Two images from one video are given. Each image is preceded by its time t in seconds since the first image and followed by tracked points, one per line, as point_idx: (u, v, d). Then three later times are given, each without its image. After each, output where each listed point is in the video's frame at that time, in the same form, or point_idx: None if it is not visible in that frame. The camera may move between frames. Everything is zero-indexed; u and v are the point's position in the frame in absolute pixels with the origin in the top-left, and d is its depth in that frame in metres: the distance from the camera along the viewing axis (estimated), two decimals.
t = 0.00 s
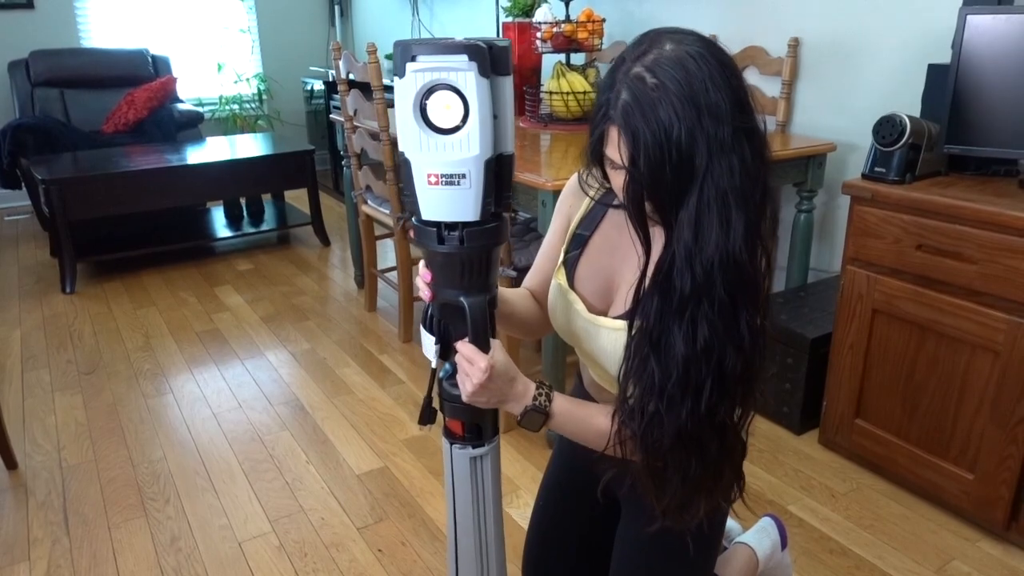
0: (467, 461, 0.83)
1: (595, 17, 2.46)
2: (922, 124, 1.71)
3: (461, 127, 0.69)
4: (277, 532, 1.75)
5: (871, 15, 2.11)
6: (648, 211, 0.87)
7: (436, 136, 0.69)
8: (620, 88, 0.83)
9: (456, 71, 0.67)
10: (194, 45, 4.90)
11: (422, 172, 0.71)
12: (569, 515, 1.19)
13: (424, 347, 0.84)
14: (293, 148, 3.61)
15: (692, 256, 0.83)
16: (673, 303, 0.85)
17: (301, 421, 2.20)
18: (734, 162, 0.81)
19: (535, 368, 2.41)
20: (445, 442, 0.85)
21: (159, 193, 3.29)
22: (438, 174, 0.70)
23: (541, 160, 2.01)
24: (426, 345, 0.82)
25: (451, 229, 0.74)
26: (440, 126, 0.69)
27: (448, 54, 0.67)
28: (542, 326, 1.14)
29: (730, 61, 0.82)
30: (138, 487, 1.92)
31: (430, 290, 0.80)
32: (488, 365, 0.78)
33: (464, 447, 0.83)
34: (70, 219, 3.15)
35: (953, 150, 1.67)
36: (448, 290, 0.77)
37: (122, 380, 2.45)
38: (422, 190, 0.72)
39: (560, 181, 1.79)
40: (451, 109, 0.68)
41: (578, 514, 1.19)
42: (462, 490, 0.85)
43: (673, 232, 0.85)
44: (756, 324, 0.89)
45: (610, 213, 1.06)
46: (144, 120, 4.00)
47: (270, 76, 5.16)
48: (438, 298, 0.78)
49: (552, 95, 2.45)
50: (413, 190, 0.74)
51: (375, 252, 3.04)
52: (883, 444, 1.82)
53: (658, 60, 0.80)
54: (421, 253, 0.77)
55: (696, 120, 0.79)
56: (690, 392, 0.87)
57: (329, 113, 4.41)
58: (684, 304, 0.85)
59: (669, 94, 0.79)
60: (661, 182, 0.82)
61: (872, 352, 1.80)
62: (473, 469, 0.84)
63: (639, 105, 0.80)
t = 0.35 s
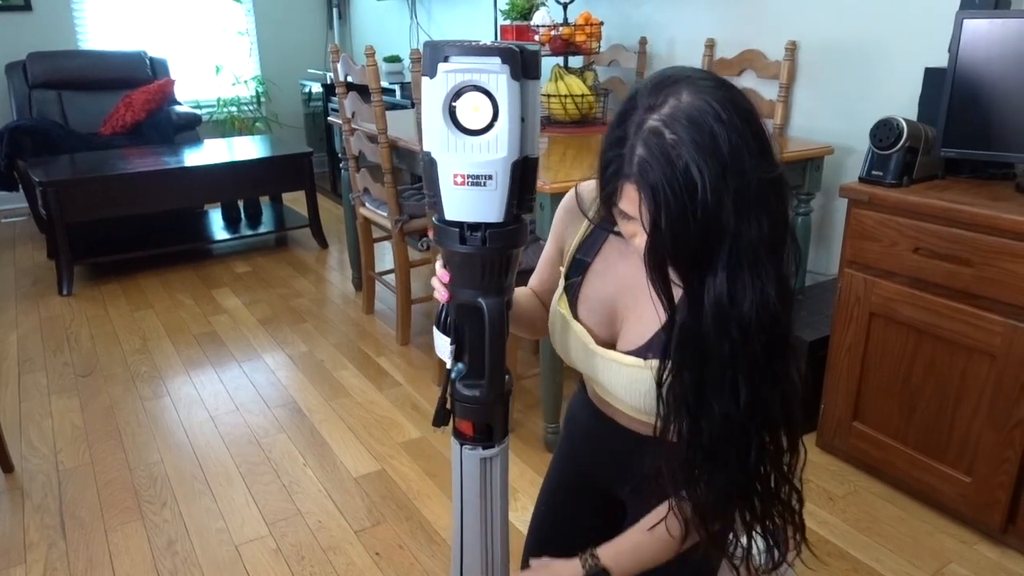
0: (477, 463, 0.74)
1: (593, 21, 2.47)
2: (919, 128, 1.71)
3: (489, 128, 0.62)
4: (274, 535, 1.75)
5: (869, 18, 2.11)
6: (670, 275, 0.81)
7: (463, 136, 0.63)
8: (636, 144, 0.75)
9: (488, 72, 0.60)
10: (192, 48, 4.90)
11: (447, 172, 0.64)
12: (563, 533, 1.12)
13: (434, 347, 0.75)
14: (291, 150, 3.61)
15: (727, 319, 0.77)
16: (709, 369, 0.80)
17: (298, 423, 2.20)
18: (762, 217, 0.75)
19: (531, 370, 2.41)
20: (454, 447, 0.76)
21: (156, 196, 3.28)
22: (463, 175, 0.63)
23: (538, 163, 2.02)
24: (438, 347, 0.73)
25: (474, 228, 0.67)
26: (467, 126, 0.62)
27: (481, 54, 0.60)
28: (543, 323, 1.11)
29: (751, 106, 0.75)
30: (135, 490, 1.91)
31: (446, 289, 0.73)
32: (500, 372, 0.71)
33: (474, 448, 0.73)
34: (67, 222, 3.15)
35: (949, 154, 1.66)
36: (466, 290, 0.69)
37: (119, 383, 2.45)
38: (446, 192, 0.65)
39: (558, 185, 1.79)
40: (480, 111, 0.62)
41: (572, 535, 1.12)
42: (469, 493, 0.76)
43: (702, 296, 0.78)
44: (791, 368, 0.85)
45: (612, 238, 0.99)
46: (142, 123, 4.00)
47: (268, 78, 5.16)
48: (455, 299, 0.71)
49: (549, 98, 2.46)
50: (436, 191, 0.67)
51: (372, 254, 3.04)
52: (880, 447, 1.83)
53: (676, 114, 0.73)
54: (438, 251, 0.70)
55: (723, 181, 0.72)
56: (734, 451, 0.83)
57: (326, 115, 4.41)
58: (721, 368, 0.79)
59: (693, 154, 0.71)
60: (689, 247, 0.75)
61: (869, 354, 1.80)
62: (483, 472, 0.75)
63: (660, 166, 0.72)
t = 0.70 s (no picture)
0: (473, 463, 0.74)
1: (592, 22, 2.47)
2: (917, 130, 1.71)
3: (484, 128, 0.62)
4: (272, 536, 1.74)
5: (867, 20, 2.11)
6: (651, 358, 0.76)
7: (458, 135, 0.63)
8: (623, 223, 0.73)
9: (482, 73, 0.60)
10: (191, 49, 4.90)
11: (442, 173, 0.64)
12: (568, 539, 1.09)
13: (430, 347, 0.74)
14: (290, 151, 3.61)
15: (705, 411, 0.73)
16: (683, 459, 0.75)
17: (296, 424, 2.20)
18: (751, 305, 0.71)
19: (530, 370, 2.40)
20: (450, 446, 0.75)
21: (155, 197, 3.28)
22: (458, 175, 0.63)
23: (537, 164, 2.02)
24: (435, 347, 0.73)
25: (470, 229, 0.67)
26: (462, 126, 0.62)
27: (475, 55, 0.60)
28: (546, 322, 1.09)
29: (747, 186, 0.72)
30: (132, 490, 1.91)
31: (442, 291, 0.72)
32: (496, 372, 0.71)
33: (471, 449, 0.73)
34: (66, 223, 3.14)
35: (947, 156, 1.66)
36: (461, 291, 0.69)
37: (116, 383, 2.45)
38: (442, 193, 0.65)
39: (557, 186, 1.79)
40: (474, 111, 0.62)
41: (577, 542, 1.09)
42: (466, 493, 0.76)
43: (679, 383, 0.73)
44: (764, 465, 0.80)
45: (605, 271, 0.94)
46: (141, 124, 4.00)
47: (267, 80, 5.16)
48: (450, 300, 0.70)
49: (548, 99, 2.46)
50: (432, 193, 0.67)
51: (371, 256, 3.04)
52: (879, 448, 1.82)
53: (665, 195, 0.70)
54: (433, 252, 0.70)
55: (714, 266, 0.69)
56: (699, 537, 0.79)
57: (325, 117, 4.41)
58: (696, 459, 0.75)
59: (682, 239, 0.68)
60: (670, 336, 0.71)
61: (868, 357, 1.80)
62: (479, 472, 0.74)
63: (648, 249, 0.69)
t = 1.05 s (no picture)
0: (471, 460, 0.74)
1: (591, 20, 2.46)
2: (916, 128, 1.71)
3: (480, 124, 0.62)
4: (270, 533, 1.74)
5: (868, 18, 2.11)
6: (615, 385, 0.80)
7: (454, 131, 0.62)
8: (587, 249, 0.76)
9: (477, 69, 0.61)
10: (190, 45, 4.89)
11: (438, 169, 0.64)
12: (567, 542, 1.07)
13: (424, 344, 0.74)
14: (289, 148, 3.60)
15: (667, 436, 0.76)
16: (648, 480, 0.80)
17: (295, 422, 2.20)
18: (711, 334, 0.74)
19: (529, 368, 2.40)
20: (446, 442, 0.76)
21: (153, 193, 3.28)
22: (454, 171, 0.63)
23: (537, 161, 2.01)
24: (430, 345, 0.72)
25: (466, 226, 0.67)
26: (458, 122, 0.62)
27: (470, 51, 0.60)
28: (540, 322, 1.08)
29: (713, 218, 0.74)
30: (131, 487, 1.91)
31: (439, 289, 0.72)
32: (493, 369, 0.71)
33: (468, 445, 0.73)
34: (64, 219, 3.14)
35: (947, 154, 1.67)
36: (458, 287, 0.69)
37: (114, 380, 2.44)
38: (438, 189, 0.65)
39: (556, 184, 1.78)
40: (469, 107, 0.62)
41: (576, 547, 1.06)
42: (464, 490, 0.76)
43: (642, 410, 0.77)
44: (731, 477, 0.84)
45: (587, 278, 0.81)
46: (140, 120, 3.97)
47: (266, 76, 5.15)
48: (445, 297, 0.70)
49: (548, 97, 2.45)
50: (428, 190, 0.66)
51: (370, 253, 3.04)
52: (877, 447, 1.83)
53: (630, 225, 0.72)
54: (430, 249, 0.70)
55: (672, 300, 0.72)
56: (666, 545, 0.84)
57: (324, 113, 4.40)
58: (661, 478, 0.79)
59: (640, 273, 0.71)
60: (632, 366, 0.74)
61: (866, 356, 1.80)
62: (477, 469, 0.75)
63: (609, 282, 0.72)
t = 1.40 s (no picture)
0: (489, 463, 0.74)
1: (591, 19, 2.46)
2: (917, 128, 1.71)
3: (500, 123, 0.62)
4: (270, 532, 1.75)
5: (868, 17, 2.11)
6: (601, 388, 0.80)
7: (473, 132, 0.62)
8: (570, 252, 0.75)
9: (499, 68, 0.60)
10: (190, 45, 4.89)
11: (459, 171, 0.63)
12: (566, 542, 1.06)
13: (433, 346, 0.73)
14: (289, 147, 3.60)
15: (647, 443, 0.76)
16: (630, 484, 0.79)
17: (294, 421, 2.20)
18: (694, 341, 0.73)
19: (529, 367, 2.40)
20: (459, 445, 0.75)
21: (154, 192, 3.28)
22: (475, 171, 0.63)
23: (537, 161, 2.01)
24: (443, 349, 0.71)
25: (483, 228, 0.66)
26: (478, 122, 0.62)
27: (491, 51, 0.60)
28: (535, 321, 1.09)
29: (696, 224, 0.73)
30: (131, 486, 1.91)
31: (449, 290, 0.71)
32: (510, 370, 0.71)
33: (485, 449, 0.73)
34: (64, 218, 3.14)
35: (947, 154, 1.67)
36: (474, 290, 0.68)
37: (114, 379, 2.45)
38: (457, 191, 0.64)
39: (557, 183, 1.78)
40: (490, 107, 0.61)
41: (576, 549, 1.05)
42: (481, 495, 0.75)
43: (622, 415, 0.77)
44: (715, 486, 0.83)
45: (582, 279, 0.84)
46: (140, 119, 3.98)
47: (266, 75, 5.15)
48: (460, 299, 0.69)
49: (548, 97, 2.45)
50: (445, 192, 0.65)
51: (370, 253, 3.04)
52: (877, 447, 1.83)
53: (610, 230, 0.72)
54: (442, 251, 0.68)
55: (651, 307, 0.71)
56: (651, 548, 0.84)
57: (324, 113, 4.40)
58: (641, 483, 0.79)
59: (619, 280, 0.70)
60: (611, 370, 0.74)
61: (866, 357, 1.80)
62: (496, 470, 0.74)
63: (587, 288, 0.72)
